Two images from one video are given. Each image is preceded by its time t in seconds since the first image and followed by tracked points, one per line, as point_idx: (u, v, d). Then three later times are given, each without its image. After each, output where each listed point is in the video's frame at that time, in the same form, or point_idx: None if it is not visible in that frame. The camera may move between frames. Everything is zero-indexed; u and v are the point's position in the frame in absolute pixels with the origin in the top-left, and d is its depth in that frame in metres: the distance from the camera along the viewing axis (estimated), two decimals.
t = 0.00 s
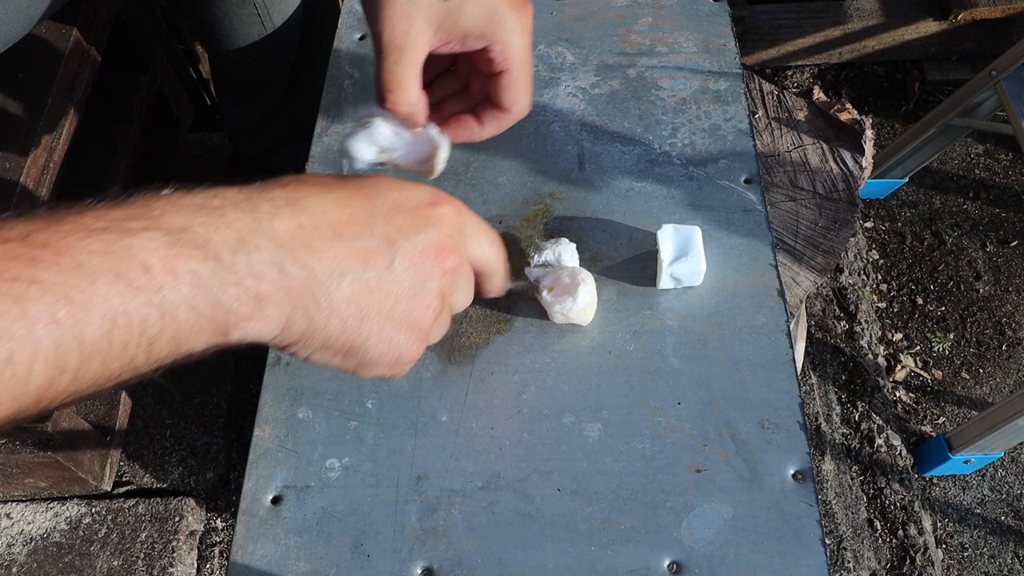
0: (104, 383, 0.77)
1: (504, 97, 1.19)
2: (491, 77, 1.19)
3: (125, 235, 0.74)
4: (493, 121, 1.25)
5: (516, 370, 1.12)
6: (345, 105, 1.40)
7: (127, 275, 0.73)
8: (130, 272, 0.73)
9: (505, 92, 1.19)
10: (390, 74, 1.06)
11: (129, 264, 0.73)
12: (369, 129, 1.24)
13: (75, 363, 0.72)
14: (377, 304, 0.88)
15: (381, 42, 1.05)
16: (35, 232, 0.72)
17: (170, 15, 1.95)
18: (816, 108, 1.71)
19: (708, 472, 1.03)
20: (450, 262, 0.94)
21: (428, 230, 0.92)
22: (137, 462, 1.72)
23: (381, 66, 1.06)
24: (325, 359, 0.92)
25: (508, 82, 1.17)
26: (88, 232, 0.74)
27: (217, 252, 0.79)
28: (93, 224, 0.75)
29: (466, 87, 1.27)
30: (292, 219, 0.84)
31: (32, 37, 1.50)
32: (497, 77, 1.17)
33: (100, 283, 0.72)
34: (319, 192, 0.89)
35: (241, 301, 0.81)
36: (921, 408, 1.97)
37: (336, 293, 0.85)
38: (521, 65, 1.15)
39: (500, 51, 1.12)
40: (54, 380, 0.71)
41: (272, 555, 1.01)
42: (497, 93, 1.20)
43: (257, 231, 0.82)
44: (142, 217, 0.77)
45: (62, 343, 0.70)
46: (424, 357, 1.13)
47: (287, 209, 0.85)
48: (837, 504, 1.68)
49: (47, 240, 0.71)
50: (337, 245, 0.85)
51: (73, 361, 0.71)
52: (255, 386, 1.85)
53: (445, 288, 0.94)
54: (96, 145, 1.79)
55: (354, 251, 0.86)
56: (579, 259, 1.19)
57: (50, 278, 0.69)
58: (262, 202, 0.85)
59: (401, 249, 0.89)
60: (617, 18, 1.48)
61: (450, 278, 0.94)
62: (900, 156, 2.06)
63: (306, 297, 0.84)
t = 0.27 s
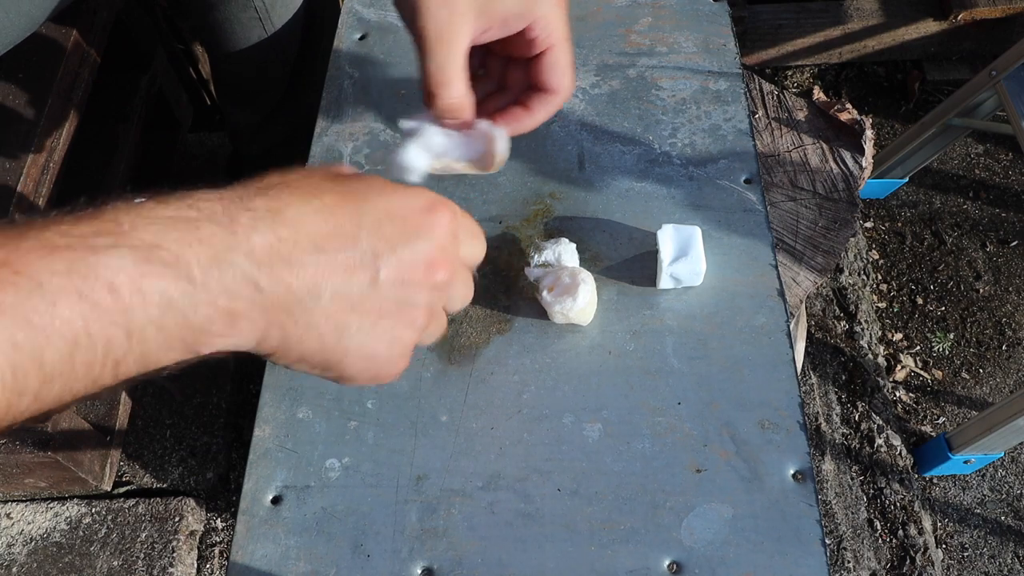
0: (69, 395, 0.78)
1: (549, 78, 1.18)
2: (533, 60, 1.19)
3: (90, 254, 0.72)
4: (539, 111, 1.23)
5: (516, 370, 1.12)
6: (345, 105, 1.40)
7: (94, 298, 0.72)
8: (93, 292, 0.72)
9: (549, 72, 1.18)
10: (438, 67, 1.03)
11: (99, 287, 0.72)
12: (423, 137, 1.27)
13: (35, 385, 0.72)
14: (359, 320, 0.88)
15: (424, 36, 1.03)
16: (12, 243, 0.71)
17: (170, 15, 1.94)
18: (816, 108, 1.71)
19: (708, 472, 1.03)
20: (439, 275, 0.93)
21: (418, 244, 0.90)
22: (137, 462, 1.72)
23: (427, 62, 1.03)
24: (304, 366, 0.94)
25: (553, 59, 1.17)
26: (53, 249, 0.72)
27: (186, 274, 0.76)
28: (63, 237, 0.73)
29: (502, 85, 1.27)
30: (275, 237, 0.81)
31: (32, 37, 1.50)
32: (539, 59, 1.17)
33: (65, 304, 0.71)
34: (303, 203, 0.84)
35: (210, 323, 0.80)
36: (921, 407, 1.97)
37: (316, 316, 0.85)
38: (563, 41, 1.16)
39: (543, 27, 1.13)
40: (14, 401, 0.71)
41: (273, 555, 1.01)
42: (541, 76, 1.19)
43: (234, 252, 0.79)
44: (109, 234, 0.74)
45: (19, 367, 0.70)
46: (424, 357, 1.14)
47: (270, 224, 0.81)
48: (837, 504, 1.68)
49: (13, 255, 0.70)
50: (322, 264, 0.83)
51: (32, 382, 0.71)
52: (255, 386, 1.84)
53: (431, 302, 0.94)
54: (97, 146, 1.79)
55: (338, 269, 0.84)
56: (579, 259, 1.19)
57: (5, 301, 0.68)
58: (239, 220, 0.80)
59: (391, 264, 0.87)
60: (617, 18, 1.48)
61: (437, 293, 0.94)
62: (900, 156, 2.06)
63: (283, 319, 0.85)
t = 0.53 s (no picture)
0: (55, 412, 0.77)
1: (582, 57, 1.25)
2: (561, 45, 1.26)
3: (56, 279, 0.67)
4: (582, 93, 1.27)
5: (516, 370, 1.12)
6: (345, 105, 1.40)
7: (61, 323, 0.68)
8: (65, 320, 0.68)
9: (582, 50, 1.25)
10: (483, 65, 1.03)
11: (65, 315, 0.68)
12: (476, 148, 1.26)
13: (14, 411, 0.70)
14: (341, 341, 0.84)
15: (460, 39, 1.03)
16: None
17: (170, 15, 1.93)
18: (817, 108, 1.71)
19: (708, 472, 1.03)
20: (416, 296, 0.85)
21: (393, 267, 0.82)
22: (137, 462, 1.72)
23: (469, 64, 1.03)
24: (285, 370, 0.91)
25: (582, 39, 1.24)
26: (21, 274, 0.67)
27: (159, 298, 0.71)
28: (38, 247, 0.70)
29: (535, 83, 1.33)
30: (240, 265, 0.72)
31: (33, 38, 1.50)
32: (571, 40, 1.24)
33: (40, 329, 0.66)
34: (276, 224, 0.75)
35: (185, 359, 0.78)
36: (921, 408, 1.97)
37: (295, 343, 0.81)
38: (588, 20, 1.24)
39: (572, 7, 1.20)
40: None
41: (273, 555, 1.01)
42: (575, 58, 1.26)
43: (199, 283, 0.71)
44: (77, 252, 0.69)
45: None
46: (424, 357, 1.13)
47: (237, 251, 0.72)
48: (837, 504, 1.68)
49: None
50: (292, 290, 0.75)
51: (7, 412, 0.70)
52: (255, 386, 1.84)
53: (414, 323, 0.87)
54: (97, 146, 1.79)
55: (310, 299, 0.77)
56: (579, 259, 1.19)
57: None
58: (201, 242, 0.71)
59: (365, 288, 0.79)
60: (617, 18, 1.48)
61: (419, 315, 0.87)
62: (900, 156, 2.06)
63: (262, 349, 0.81)
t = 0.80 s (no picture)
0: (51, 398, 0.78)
1: (571, 85, 1.18)
2: (551, 73, 1.19)
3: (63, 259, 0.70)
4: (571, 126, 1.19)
5: (516, 370, 1.12)
6: (345, 105, 1.40)
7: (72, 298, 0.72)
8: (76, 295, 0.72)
9: (571, 80, 1.17)
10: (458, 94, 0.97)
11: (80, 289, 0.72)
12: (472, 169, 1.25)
13: (20, 386, 0.73)
14: (343, 280, 0.74)
15: (437, 63, 1.00)
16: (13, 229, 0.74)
17: (171, 16, 1.93)
18: (816, 108, 1.71)
19: (708, 472, 1.03)
20: (405, 210, 0.73)
21: (379, 177, 0.75)
22: (137, 462, 1.72)
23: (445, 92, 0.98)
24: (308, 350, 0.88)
25: (572, 66, 1.17)
26: (38, 251, 0.72)
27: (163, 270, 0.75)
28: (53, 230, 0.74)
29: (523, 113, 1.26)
30: (228, 203, 0.74)
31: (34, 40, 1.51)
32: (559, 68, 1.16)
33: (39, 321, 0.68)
34: (261, 171, 0.77)
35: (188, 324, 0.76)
36: (922, 408, 1.97)
37: (298, 289, 0.75)
38: (579, 48, 1.17)
39: (559, 34, 1.13)
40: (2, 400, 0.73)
41: (273, 555, 1.01)
42: (564, 88, 1.18)
43: (195, 226, 0.74)
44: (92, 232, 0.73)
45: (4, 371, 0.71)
46: (424, 357, 1.13)
47: (222, 195, 0.74)
48: (837, 504, 1.67)
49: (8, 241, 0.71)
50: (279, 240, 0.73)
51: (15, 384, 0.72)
52: (255, 386, 1.84)
53: (417, 249, 0.74)
54: (97, 145, 1.79)
55: (299, 228, 0.73)
56: (579, 259, 1.19)
57: None
58: (193, 192, 0.76)
59: (351, 209, 0.73)
60: (617, 18, 1.48)
61: (418, 237, 0.74)
62: (900, 156, 2.06)
63: (266, 302, 0.77)
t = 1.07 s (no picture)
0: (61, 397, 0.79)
1: (563, 92, 1.17)
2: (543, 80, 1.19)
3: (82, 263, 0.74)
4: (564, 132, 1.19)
5: (516, 370, 1.12)
6: (345, 105, 1.40)
7: (87, 317, 0.74)
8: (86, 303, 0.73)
9: (564, 86, 1.17)
10: (447, 100, 0.98)
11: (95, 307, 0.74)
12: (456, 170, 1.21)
13: (25, 394, 0.73)
14: (352, 309, 0.86)
15: (425, 68, 1.00)
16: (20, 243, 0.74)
17: (170, 15, 1.93)
18: (817, 108, 1.71)
19: (708, 472, 1.03)
20: (422, 255, 0.85)
21: (404, 219, 0.85)
22: (137, 462, 1.72)
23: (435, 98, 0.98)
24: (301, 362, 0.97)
25: (564, 73, 1.16)
26: (56, 274, 0.73)
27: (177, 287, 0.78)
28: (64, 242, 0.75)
29: (516, 120, 1.26)
30: (250, 224, 0.80)
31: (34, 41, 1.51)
32: (552, 75, 1.16)
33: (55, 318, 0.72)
34: (286, 188, 0.83)
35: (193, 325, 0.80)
36: (921, 408, 1.97)
37: (308, 310, 0.85)
38: (572, 55, 1.17)
39: (552, 42, 1.13)
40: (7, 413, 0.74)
41: (272, 555, 1.01)
42: (557, 95, 1.18)
43: (213, 247, 0.78)
44: (112, 252, 0.75)
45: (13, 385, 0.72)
46: (424, 357, 1.13)
47: (247, 212, 0.80)
48: (837, 504, 1.67)
49: (23, 261, 0.72)
50: (302, 259, 0.81)
51: (24, 397, 0.73)
52: (255, 386, 1.83)
53: (426, 288, 0.87)
54: (98, 146, 1.79)
55: (322, 261, 0.82)
56: (579, 259, 1.19)
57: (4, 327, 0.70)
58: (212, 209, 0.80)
59: (374, 248, 0.83)
60: (617, 18, 1.48)
61: (430, 279, 0.87)
62: (900, 156, 2.06)
63: (274, 319, 0.85)
